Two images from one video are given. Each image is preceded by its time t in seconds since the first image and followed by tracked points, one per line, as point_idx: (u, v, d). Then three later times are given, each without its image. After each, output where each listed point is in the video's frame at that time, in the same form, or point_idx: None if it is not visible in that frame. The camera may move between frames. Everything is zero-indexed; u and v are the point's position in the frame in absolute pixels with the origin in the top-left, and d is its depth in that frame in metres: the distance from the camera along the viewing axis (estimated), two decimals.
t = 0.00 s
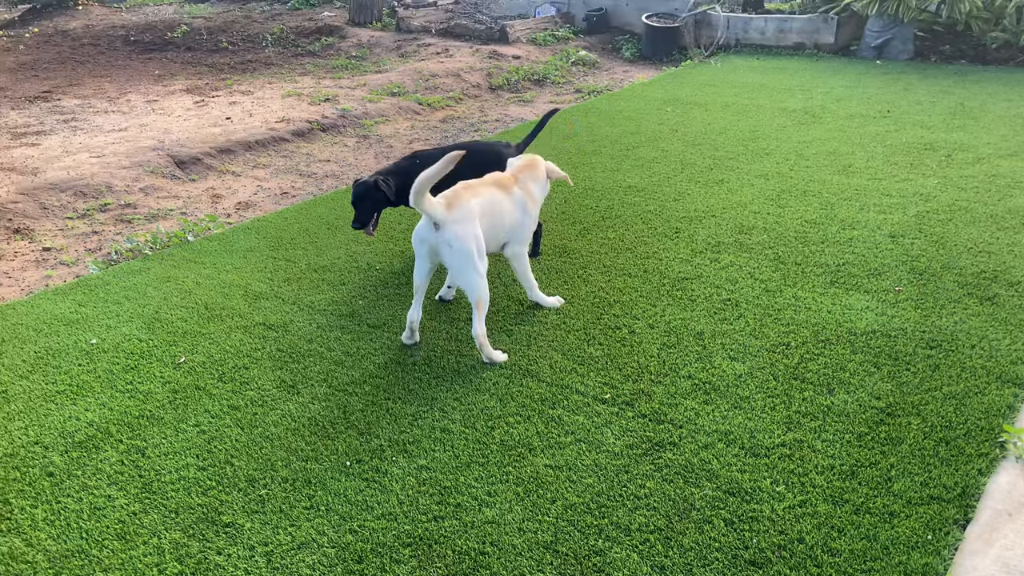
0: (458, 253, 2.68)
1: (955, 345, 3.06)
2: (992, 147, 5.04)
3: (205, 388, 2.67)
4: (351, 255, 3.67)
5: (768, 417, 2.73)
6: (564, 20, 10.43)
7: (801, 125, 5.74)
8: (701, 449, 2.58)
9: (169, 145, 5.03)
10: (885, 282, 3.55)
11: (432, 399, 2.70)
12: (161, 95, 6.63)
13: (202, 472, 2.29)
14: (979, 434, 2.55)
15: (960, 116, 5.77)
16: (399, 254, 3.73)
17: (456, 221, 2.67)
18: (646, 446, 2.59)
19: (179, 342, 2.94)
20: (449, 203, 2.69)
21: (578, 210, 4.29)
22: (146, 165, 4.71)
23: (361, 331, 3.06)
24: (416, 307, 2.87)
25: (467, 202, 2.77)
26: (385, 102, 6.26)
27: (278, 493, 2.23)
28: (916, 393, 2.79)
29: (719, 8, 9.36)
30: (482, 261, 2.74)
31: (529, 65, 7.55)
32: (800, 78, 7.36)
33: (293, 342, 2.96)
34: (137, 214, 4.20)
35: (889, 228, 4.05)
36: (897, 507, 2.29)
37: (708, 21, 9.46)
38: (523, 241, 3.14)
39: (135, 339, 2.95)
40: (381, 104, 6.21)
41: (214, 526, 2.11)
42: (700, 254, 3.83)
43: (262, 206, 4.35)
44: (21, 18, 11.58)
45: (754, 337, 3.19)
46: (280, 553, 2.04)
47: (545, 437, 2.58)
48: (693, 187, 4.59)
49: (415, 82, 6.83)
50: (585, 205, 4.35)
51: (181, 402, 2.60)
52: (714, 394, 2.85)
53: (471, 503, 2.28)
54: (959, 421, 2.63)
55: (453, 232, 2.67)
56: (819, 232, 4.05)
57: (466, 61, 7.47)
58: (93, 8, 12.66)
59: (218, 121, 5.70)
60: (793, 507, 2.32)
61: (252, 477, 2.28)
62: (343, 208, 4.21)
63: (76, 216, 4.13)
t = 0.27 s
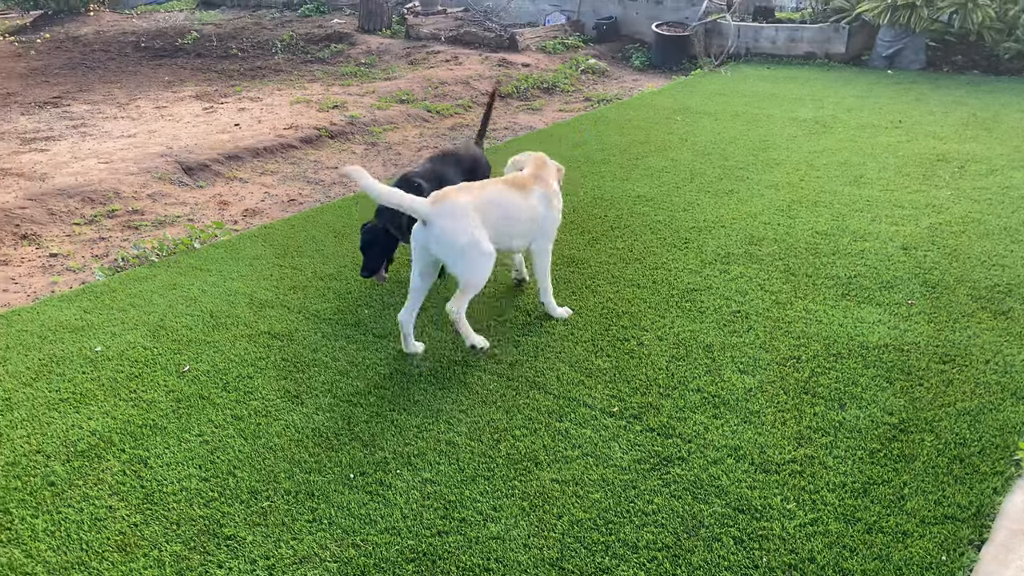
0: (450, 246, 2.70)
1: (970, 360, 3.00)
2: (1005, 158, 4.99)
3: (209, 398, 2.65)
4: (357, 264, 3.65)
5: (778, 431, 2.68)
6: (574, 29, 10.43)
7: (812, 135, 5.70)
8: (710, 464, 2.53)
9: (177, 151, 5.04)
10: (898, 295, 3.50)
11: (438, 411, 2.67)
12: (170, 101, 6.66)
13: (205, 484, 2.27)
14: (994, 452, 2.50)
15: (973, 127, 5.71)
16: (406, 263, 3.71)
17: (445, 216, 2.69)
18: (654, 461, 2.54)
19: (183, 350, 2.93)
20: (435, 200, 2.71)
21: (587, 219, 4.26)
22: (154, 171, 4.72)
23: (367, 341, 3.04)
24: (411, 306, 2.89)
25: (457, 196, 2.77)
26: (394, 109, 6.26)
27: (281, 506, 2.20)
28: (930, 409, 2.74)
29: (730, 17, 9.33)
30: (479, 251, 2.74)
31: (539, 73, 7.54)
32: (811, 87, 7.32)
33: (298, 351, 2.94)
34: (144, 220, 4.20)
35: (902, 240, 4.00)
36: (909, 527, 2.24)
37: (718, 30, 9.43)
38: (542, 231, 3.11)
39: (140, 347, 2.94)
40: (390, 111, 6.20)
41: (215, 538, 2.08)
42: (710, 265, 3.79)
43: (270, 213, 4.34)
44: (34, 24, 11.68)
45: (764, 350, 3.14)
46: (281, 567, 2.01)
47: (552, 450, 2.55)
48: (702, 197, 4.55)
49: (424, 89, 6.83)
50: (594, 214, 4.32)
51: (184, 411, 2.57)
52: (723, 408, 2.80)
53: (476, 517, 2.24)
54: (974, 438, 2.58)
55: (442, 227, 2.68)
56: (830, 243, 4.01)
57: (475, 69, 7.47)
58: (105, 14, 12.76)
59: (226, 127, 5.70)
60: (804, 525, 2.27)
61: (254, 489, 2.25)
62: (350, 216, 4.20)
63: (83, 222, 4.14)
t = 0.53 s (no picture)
0: (497, 241, 2.83)
1: (984, 370, 2.95)
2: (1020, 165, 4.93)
3: (214, 403, 2.63)
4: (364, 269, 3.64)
5: (789, 442, 2.64)
6: (583, 33, 10.42)
7: (823, 140, 5.66)
8: (719, 475, 2.49)
9: (186, 154, 5.04)
10: (910, 303, 3.45)
11: (444, 418, 2.65)
12: (180, 104, 6.67)
13: (208, 491, 2.25)
14: (1010, 466, 2.45)
15: (986, 133, 5.65)
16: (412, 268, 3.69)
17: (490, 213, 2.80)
18: (663, 471, 2.51)
19: (189, 355, 2.91)
20: (479, 198, 2.80)
21: (595, 225, 4.23)
22: (163, 175, 4.72)
23: (373, 347, 3.02)
24: (445, 295, 2.98)
25: (496, 191, 2.86)
26: (402, 113, 6.25)
27: (285, 514, 2.18)
28: (944, 420, 2.69)
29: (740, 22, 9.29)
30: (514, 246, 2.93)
31: (548, 77, 7.53)
32: (822, 92, 7.27)
33: (304, 357, 2.92)
34: (152, 223, 4.20)
35: (915, 248, 3.94)
36: (923, 541, 2.19)
37: (729, 34, 9.39)
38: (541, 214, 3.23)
39: (145, 352, 2.93)
40: (398, 114, 6.19)
41: (218, 547, 2.06)
42: (720, 271, 3.75)
43: (277, 216, 4.33)
44: (46, 27, 11.77)
45: (774, 359, 3.10)
46: None
47: (559, 460, 2.52)
48: (712, 203, 4.51)
49: (432, 93, 6.82)
50: (602, 219, 4.29)
51: (188, 417, 2.56)
52: (732, 418, 2.76)
53: (481, 527, 2.21)
54: (989, 451, 2.54)
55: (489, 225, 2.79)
56: (841, 251, 3.96)
57: (484, 73, 7.46)
58: (117, 17, 12.84)
59: (235, 131, 5.71)
60: (815, 539, 2.23)
61: (258, 497, 2.23)
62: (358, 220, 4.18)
63: (91, 225, 4.14)
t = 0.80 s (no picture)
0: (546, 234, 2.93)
1: (1004, 378, 2.89)
2: None
3: (222, 407, 2.62)
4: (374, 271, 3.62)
5: (803, 451, 2.59)
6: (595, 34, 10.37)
7: (838, 142, 5.59)
8: (732, 484, 2.45)
9: (197, 155, 5.04)
10: (927, 308, 3.39)
11: (454, 423, 2.62)
12: (192, 105, 6.69)
13: (216, 496, 2.23)
14: None
15: (1004, 136, 5.56)
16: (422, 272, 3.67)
17: (542, 203, 2.90)
18: (675, 479, 2.47)
19: (198, 357, 2.90)
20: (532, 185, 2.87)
21: (607, 227, 4.19)
22: (174, 175, 4.72)
23: (382, 351, 3.00)
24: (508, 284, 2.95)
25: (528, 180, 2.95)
26: (413, 114, 6.23)
27: (292, 520, 2.16)
28: (962, 429, 2.64)
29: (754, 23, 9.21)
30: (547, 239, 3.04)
31: (560, 79, 7.49)
32: (836, 94, 7.20)
33: (313, 360, 2.90)
34: (163, 224, 4.20)
35: (931, 252, 3.88)
36: (942, 554, 2.14)
37: (742, 35, 9.31)
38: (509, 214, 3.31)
39: (154, 354, 2.92)
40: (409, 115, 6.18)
41: (224, 553, 2.04)
42: (733, 275, 3.71)
43: (287, 218, 4.32)
44: (61, 28, 11.85)
45: (788, 365, 3.05)
46: None
47: (569, 467, 2.48)
48: (725, 205, 4.46)
49: (443, 94, 6.80)
50: (614, 222, 4.24)
51: (197, 420, 2.54)
52: (746, 425, 2.71)
53: (490, 536, 2.18)
54: (1009, 461, 2.48)
55: (543, 214, 2.87)
56: (856, 255, 3.90)
57: (496, 74, 7.43)
58: (131, 17, 12.92)
59: (247, 132, 5.71)
60: (831, 550, 2.18)
61: (265, 502, 2.21)
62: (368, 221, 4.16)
63: (102, 225, 4.14)
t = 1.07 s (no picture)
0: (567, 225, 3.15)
1: None
2: None
3: (235, 407, 2.60)
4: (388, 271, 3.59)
5: (823, 457, 2.53)
6: (612, 31, 10.29)
7: (858, 141, 5.49)
8: (750, 491, 2.40)
9: (213, 153, 5.05)
10: (950, 311, 3.31)
11: (467, 426, 2.58)
12: (208, 102, 6.70)
13: (227, 498, 2.21)
14: None
15: None
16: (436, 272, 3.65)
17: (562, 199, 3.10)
18: (692, 486, 2.42)
19: (211, 357, 2.89)
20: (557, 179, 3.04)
21: (623, 226, 4.14)
22: (189, 173, 4.73)
23: (396, 353, 2.98)
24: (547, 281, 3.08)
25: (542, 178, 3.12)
26: (428, 111, 6.21)
27: (304, 524, 2.14)
28: (987, 436, 2.57)
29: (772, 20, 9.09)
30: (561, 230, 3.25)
31: (576, 76, 7.43)
32: (856, 92, 7.08)
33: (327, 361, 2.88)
34: (178, 222, 4.20)
35: (954, 253, 3.79)
36: (967, 566, 2.08)
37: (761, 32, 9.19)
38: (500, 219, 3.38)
39: (168, 353, 2.91)
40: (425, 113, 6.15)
41: (236, 556, 2.02)
42: (751, 277, 3.64)
43: (302, 216, 4.31)
44: (80, 25, 11.94)
45: (807, 369, 2.99)
46: None
47: (584, 472, 2.44)
48: (743, 205, 4.39)
49: (459, 91, 6.77)
50: (630, 221, 4.19)
51: (210, 421, 2.53)
52: (765, 431, 2.66)
53: (504, 542, 2.15)
54: None
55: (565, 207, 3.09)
56: (877, 256, 3.82)
57: (511, 71, 7.39)
58: (149, 15, 13.00)
59: (262, 129, 5.71)
60: (852, 560, 2.13)
61: (277, 505, 2.19)
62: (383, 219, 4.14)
63: (118, 223, 4.15)
